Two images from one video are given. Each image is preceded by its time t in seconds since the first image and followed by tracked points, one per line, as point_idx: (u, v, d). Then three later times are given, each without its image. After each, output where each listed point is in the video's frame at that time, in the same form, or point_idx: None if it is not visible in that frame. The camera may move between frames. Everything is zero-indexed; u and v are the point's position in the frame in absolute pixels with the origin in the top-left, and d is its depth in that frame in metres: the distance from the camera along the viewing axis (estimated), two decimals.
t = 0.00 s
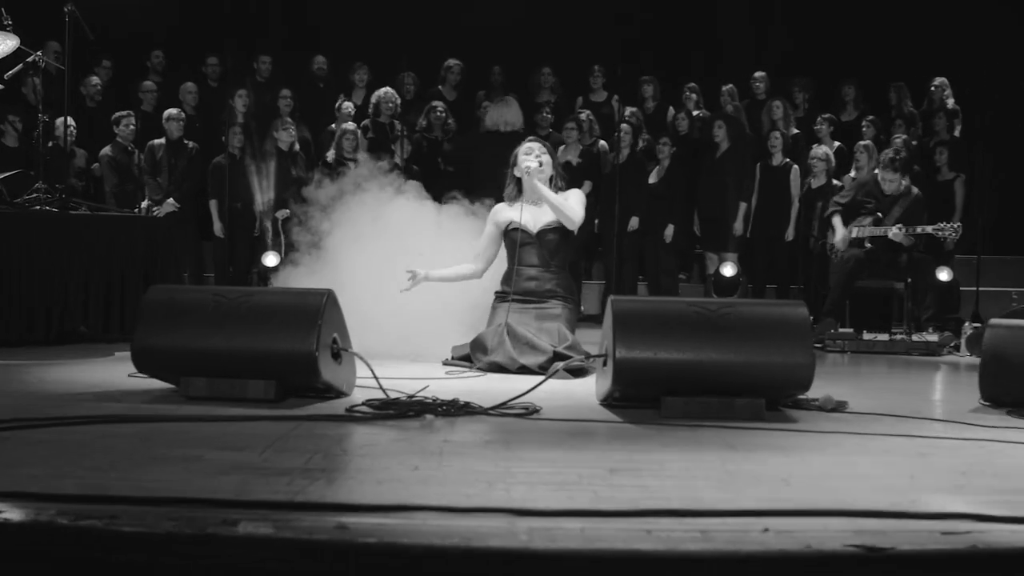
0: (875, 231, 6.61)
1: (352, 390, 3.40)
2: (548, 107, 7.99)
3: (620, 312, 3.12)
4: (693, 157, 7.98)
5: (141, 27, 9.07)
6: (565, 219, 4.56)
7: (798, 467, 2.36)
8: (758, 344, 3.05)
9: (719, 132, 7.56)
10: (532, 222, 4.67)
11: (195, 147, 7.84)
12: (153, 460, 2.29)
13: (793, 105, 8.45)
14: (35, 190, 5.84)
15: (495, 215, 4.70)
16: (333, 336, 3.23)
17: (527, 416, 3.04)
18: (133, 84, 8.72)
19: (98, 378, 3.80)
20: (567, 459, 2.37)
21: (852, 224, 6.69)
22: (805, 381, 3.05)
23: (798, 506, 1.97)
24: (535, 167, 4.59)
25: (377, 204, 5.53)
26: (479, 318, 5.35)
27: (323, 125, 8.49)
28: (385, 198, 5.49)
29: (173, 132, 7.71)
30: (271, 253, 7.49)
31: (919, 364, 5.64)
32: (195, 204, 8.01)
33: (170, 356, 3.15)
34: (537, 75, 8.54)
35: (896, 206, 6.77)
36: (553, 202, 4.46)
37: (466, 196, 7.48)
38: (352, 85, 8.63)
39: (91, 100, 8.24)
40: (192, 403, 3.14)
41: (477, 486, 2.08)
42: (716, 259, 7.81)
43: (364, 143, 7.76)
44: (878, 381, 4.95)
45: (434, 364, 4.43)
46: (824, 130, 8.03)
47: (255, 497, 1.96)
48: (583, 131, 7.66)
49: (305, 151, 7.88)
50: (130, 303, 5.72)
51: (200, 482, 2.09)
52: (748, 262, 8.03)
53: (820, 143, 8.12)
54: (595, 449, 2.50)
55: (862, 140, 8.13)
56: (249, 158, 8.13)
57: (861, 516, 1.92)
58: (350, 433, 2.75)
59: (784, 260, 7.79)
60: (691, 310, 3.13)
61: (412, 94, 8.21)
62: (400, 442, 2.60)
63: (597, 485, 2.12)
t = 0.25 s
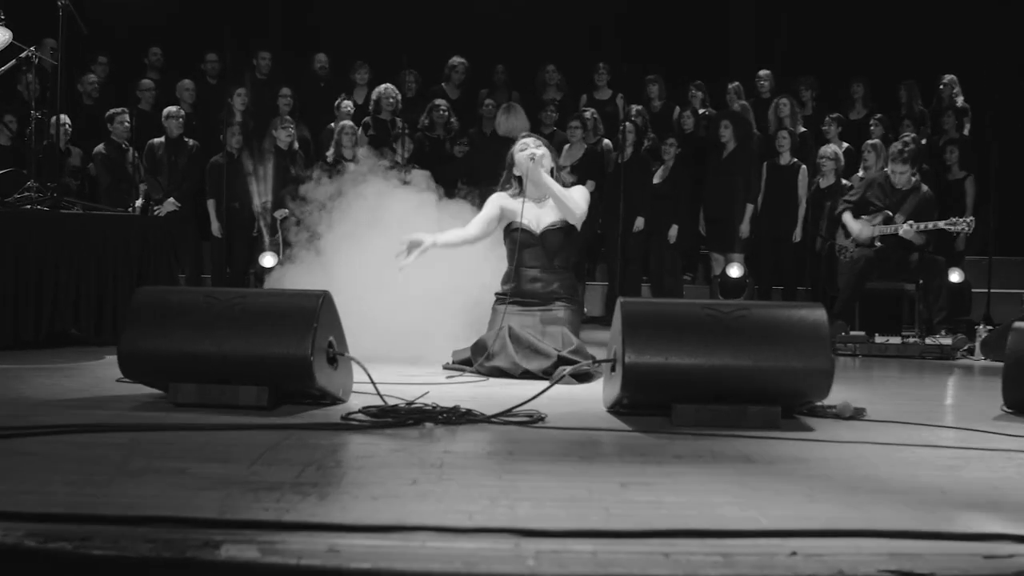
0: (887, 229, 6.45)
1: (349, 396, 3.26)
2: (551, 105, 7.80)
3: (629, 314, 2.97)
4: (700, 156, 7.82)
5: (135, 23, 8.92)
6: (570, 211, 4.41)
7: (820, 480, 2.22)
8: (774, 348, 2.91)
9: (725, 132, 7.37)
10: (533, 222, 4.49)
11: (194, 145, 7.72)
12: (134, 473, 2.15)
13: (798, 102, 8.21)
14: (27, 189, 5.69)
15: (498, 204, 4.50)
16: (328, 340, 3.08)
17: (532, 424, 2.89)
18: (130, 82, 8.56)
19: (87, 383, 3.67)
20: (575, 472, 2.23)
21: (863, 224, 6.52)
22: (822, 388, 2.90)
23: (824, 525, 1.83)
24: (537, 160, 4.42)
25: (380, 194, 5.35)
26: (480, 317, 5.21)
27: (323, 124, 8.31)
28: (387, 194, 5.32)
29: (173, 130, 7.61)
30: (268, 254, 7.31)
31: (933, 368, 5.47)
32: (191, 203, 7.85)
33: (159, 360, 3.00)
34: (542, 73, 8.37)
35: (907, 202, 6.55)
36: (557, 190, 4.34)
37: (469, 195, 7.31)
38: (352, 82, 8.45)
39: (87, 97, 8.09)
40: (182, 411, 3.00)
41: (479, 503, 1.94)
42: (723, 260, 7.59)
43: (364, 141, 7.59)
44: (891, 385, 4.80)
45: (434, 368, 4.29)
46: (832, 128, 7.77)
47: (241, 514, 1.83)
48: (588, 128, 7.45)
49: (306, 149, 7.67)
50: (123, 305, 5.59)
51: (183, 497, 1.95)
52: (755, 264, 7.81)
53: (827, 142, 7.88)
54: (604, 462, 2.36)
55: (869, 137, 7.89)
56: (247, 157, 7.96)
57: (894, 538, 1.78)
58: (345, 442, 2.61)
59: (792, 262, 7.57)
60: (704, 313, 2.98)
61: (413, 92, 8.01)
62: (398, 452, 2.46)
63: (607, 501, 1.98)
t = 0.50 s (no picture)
0: (899, 229, 6.33)
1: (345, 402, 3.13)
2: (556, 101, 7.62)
3: (637, 317, 2.84)
4: (706, 154, 7.67)
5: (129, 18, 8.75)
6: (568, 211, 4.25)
7: (841, 494, 2.08)
8: (790, 354, 2.77)
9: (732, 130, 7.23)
10: (533, 225, 4.36)
11: (192, 143, 7.50)
12: (111, 487, 2.02)
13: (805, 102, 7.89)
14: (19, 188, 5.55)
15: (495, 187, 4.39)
16: (323, 344, 2.94)
17: (535, 432, 2.76)
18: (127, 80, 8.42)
19: (73, 388, 3.53)
20: (581, 486, 2.09)
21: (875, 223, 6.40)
22: (840, 394, 2.77)
23: (851, 547, 1.69)
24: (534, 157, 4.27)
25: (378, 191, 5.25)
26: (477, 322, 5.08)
27: (323, 122, 8.08)
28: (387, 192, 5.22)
29: (170, 127, 7.37)
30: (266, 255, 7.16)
31: (947, 371, 5.34)
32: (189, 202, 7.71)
33: (146, 365, 2.86)
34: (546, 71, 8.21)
35: (919, 201, 6.43)
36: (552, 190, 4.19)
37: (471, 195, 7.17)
38: (353, 80, 8.31)
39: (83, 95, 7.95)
40: (169, 419, 2.86)
41: (478, 521, 1.80)
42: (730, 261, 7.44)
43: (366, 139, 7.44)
44: (905, 388, 4.66)
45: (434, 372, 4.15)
46: (841, 127, 7.51)
47: (221, 534, 1.69)
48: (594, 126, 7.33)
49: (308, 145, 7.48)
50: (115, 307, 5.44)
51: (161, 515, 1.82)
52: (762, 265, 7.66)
53: (835, 141, 7.64)
54: (612, 474, 2.22)
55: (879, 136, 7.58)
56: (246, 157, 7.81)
57: (926, 561, 1.64)
58: (338, 451, 2.47)
59: (799, 263, 7.41)
60: (717, 316, 2.85)
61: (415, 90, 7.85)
62: (394, 463, 2.32)
63: (616, 518, 1.84)
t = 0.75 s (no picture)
0: (911, 230, 6.18)
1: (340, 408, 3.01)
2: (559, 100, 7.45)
3: (643, 321, 2.71)
4: (712, 153, 7.52)
5: (125, 14, 8.59)
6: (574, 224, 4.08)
7: (861, 510, 1.96)
8: (805, 359, 2.64)
9: (737, 129, 7.09)
10: (532, 228, 4.22)
11: (189, 143, 7.35)
12: (85, 504, 1.90)
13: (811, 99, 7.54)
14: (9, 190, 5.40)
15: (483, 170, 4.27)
16: (316, 348, 2.82)
17: (538, 441, 2.63)
18: (125, 79, 8.28)
19: (61, 392, 3.41)
20: (583, 502, 1.97)
21: (886, 223, 6.24)
22: (857, 400, 2.64)
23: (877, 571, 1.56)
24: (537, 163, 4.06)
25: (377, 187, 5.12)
26: (474, 325, 4.95)
27: (325, 123, 7.94)
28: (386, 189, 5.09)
29: (167, 127, 7.20)
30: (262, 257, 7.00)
31: (961, 374, 5.20)
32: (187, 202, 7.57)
33: (133, 372, 2.74)
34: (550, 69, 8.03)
35: (933, 202, 6.29)
36: (559, 205, 4.00)
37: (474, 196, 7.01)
38: (354, 79, 8.14)
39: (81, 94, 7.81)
40: (156, 427, 2.75)
41: (474, 543, 1.68)
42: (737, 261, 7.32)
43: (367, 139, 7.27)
44: (920, 393, 4.50)
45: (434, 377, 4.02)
46: (848, 127, 7.27)
47: (194, 557, 1.57)
48: (599, 125, 7.20)
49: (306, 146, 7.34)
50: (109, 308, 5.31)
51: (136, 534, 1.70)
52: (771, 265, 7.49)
53: (844, 139, 7.44)
54: (618, 488, 2.10)
55: (889, 133, 7.37)
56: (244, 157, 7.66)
57: None
58: (330, 463, 2.34)
59: (807, 263, 7.22)
60: (727, 320, 2.72)
61: (416, 88, 7.69)
62: (387, 476, 2.20)
63: (621, 538, 1.72)
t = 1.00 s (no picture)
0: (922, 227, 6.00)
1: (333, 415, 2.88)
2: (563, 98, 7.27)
3: (651, 324, 2.58)
4: (720, 152, 7.37)
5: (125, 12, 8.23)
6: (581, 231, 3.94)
7: (885, 528, 1.82)
8: (821, 362, 2.51)
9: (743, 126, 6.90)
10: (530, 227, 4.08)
11: (190, 142, 7.19)
12: (54, 522, 1.77)
13: (819, 96, 7.32)
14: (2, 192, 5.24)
15: (463, 146, 4.11)
16: (307, 353, 2.69)
17: (540, 451, 2.50)
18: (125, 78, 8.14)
19: (48, 398, 3.28)
20: (588, 519, 1.84)
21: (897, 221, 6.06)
22: (877, 408, 2.50)
23: None
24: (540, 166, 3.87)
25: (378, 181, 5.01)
26: (474, 327, 4.81)
27: (327, 122, 7.77)
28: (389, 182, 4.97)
29: (167, 126, 7.03)
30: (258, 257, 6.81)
31: (976, 376, 5.05)
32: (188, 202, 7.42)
33: (117, 379, 2.62)
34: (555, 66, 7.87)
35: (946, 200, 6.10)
36: (566, 212, 3.84)
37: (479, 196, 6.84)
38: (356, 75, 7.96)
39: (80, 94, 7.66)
40: (140, 435, 2.62)
41: (467, 566, 1.55)
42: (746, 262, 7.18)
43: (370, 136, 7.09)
44: (938, 396, 4.35)
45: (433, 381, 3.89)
46: (858, 124, 7.06)
47: None
48: (606, 124, 7.05)
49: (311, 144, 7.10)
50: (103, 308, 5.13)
51: (103, 557, 1.57)
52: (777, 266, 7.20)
53: (853, 138, 7.24)
54: (625, 503, 1.97)
55: (898, 132, 7.19)
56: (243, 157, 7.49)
57: None
58: (320, 474, 2.21)
59: (817, 263, 7.01)
60: (739, 322, 2.59)
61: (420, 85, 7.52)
62: (380, 490, 2.07)
63: (629, 561, 1.59)
